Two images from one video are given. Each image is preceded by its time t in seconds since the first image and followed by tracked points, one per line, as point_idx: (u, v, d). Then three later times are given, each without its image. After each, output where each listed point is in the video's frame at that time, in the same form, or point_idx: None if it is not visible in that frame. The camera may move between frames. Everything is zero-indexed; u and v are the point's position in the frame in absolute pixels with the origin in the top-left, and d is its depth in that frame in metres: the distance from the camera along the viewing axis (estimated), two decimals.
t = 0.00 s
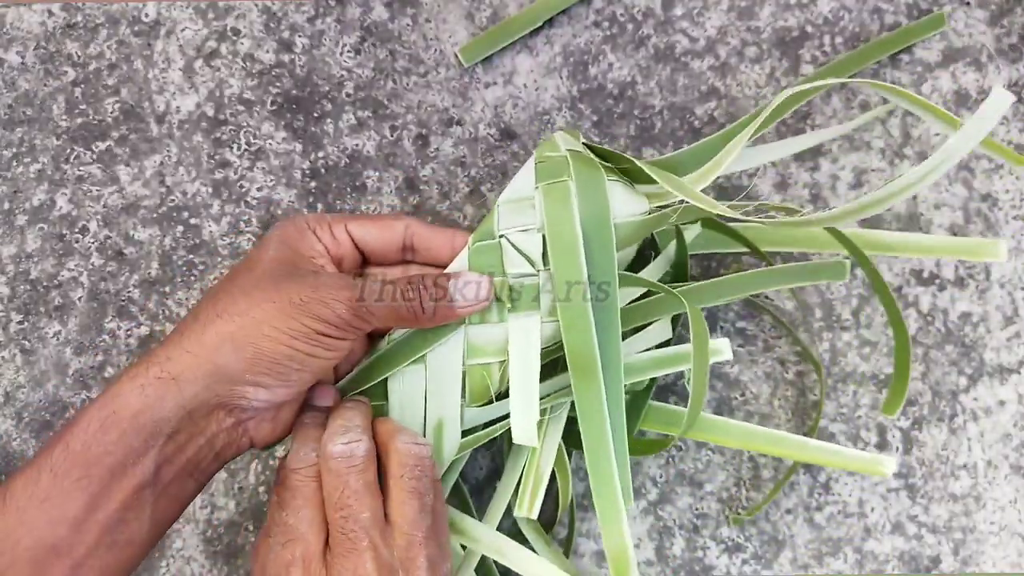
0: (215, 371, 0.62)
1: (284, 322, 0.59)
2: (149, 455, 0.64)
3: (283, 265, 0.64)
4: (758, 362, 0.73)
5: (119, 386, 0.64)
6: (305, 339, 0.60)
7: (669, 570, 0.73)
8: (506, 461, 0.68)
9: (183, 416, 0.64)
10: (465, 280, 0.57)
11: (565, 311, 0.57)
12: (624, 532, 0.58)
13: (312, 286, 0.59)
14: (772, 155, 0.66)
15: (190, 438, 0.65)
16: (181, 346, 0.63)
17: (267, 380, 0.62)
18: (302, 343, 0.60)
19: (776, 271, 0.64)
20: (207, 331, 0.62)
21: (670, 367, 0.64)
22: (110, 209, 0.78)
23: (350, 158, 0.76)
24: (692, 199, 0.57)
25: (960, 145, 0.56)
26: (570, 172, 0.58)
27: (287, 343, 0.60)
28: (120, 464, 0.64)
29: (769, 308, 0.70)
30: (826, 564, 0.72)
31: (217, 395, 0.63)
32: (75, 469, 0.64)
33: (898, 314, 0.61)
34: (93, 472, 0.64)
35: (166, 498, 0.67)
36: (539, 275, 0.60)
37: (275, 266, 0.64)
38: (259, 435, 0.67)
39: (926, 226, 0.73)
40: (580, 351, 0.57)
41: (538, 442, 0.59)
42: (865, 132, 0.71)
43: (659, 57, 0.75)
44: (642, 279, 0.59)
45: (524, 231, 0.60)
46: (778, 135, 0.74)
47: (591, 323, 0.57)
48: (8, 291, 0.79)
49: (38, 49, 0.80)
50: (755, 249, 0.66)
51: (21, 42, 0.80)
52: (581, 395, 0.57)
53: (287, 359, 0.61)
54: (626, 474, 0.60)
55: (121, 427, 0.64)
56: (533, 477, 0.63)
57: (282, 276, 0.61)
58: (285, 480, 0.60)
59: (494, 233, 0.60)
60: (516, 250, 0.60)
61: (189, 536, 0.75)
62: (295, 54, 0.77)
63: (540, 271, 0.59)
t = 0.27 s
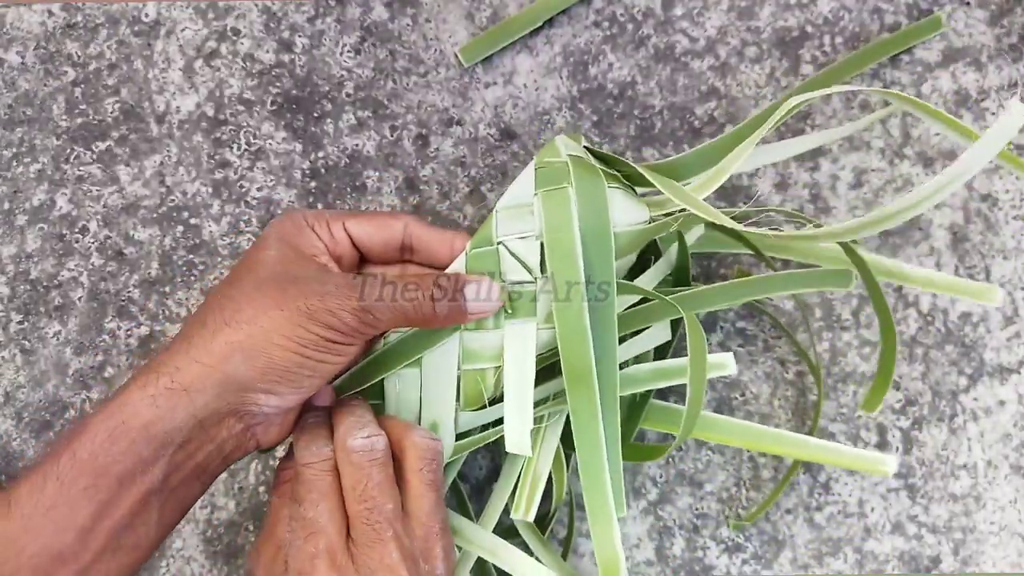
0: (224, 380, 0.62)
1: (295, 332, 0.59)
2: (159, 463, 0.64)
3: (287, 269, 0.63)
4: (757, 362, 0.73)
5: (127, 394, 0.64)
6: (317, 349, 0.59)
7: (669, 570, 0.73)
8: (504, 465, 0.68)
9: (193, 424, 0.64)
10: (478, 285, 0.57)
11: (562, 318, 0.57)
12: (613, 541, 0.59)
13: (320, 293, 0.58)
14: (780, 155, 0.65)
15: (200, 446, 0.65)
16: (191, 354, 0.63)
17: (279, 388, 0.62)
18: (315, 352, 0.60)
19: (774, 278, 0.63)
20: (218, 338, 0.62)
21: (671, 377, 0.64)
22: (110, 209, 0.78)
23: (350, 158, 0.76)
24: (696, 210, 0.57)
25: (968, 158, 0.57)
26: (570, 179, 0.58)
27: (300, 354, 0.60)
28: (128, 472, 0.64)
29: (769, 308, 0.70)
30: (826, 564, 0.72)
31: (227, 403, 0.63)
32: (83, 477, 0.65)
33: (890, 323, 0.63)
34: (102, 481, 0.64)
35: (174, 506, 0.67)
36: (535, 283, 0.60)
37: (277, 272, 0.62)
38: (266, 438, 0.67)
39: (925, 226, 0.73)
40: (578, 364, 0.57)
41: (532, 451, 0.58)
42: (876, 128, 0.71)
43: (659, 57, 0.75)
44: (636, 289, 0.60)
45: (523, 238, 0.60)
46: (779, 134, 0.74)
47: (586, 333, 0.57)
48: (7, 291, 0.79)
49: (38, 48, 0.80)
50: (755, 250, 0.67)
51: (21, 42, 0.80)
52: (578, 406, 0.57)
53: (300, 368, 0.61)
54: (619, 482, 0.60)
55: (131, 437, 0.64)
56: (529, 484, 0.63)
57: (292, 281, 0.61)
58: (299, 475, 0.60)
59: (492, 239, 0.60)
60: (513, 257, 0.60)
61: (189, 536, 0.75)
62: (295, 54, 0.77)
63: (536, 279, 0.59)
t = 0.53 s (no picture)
0: (196, 357, 0.63)
1: (265, 313, 0.61)
2: (136, 437, 0.64)
3: (275, 254, 0.65)
4: (757, 362, 0.73)
5: (104, 367, 0.64)
6: (284, 330, 0.61)
7: (669, 570, 0.73)
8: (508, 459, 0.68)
9: (166, 399, 0.64)
10: (446, 271, 0.62)
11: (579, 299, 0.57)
12: (633, 518, 0.59)
13: (300, 272, 0.60)
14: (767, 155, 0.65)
15: (174, 422, 0.65)
16: (165, 330, 0.63)
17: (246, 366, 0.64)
18: (281, 334, 0.62)
19: (769, 273, 0.64)
20: (191, 315, 0.63)
21: (678, 363, 0.64)
22: (110, 209, 0.78)
23: (350, 158, 0.76)
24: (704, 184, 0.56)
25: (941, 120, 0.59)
26: (582, 162, 0.59)
27: (266, 334, 0.62)
28: (106, 446, 0.64)
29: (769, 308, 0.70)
30: (826, 564, 0.72)
31: (200, 378, 0.64)
32: (61, 451, 0.64)
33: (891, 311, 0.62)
34: (80, 455, 0.64)
35: (152, 481, 0.66)
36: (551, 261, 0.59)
37: (265, 255, 0.64)
38: (239, 417, 0.68)
39: (926, 226, 0.73)
40: (594, 342, 0.57)
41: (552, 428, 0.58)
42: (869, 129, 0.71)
43: (659, 57, 0.75)
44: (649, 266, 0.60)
45: (537, 218, 0.60)
46: (779, 134, 0.74)
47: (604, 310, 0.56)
48: (8, 291, 0.79)
49: (38, 49, 0.80)
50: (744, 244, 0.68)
51: (21, 42, 0.80)
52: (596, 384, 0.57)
53: (266, 348, 0.63)
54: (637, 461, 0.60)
55: (106, 410, 0.64)
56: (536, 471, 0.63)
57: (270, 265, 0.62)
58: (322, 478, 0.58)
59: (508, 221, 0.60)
60: (530, 238, 0.60)
61: (189, 536, 0.75)
62: (295, 54, 0.77)
63: (553, 257, 0.59)
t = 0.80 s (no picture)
0: (207, 373, 0.62)
1: (277, 329, 0.59)
2: (147, 449, 0.65)
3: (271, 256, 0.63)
4: (757, 363, 0.73)
5: (110, 385, 0.64)
6: (297, 343, 0.61)
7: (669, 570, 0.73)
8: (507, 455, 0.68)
9: (179, 413, 0.64)
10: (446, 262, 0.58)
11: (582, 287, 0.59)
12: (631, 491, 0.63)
13: (309, 287, 0.58)
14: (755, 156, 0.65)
15: (186, 432, 0.65)
16: (172, 347, 0.63)
17: (259, 377, 0.64)
18: (294, 347, 0.61)
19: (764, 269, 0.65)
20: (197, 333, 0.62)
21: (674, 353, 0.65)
22: (110, 209, 0.78)
23: (350, 158, 0.76)
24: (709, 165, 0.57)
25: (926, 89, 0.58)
26: (581, 149, 0.59)
27: (280, 348, 0.61)
28: (116, 460, 0.64)
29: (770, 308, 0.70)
30: (826, 564, 0.72)
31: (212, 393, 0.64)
32: (70, 468, 0.64)
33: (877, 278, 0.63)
34: (90, 471, 0.64)
35: (164, 486, 0.67)
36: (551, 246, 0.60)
37: (262, 258, 0.62)
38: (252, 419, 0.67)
39: (925, 226, 0.73)
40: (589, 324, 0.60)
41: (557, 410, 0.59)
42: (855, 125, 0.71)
43: (659, 57, 0.75)
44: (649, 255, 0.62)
45: (538, 203, 0.59)
46: (779, 134, 0.74)
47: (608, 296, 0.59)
48: (7, 291, 0.79)
49: (38, 49, 0.80)
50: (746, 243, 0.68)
51: (21, 42, 0.80)
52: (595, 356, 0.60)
53: (279, 360, 0.62)
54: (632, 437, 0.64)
55: (116, 427, 0.63)
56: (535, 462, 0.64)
57: (275, 275, 0.60)
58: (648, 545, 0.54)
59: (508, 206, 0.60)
60: (530, 222, 0.60)
61: (189, 536, 0.75)
62: (295, 54, 0.77)
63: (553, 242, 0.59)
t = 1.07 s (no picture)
0: (227, 401, 0.61)
1: (299, 369, 0.58)
2: (165, 465, 0.64)
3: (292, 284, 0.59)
4: (757, 363, 0.73)
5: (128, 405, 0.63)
6: (318, 381, 0.59)
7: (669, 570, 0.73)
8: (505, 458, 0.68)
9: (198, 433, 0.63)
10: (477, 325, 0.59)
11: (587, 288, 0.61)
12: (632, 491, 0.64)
13: (334, 333, 0.56)
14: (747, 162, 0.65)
15: (203, 448, 0.64)
16: (188, 372, 0.61)
17: (278, 408, 0.61)
18: (315, 385, 0.59)
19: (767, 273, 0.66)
20: (214, 361, 0.60)
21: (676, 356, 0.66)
22: (110, 209, 0.78)
23: (350, 158, 0.76)
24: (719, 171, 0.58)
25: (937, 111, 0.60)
26: (587, 152, 0.62)
27: (301, 386, 0.59)
28: (133, 477, 0.63)
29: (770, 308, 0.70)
30: (826, 564, 0.72)
31: (230, 417, 0.62)
32: (85, 486, 0.63)
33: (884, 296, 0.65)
34: (107, 489, 0.63)
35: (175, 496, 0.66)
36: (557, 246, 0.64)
37: (284, 288, 0.58)
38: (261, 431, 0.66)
39: (925, 226, 0.73)
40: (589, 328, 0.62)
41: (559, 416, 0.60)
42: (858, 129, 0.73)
43: (659, 57, 0.75)
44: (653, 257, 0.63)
45: (543, 205, 0.63)
46: (780, 133, 0.74)
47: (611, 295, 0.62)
48: (8, 291, 0.79)
49: (38, 49, 0.80)
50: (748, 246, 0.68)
51: (21, 42, 0.80)
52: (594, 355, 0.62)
53: (298, 396, 0.60)
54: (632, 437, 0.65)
55: (135, 446, 0.62)
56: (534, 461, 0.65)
57: (300, 312, 0.57)
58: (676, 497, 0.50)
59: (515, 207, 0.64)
60: (535, 224, 0.64)
61: (189, 536, 0.75)
62: (295, 54, 0.77)
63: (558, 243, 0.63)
